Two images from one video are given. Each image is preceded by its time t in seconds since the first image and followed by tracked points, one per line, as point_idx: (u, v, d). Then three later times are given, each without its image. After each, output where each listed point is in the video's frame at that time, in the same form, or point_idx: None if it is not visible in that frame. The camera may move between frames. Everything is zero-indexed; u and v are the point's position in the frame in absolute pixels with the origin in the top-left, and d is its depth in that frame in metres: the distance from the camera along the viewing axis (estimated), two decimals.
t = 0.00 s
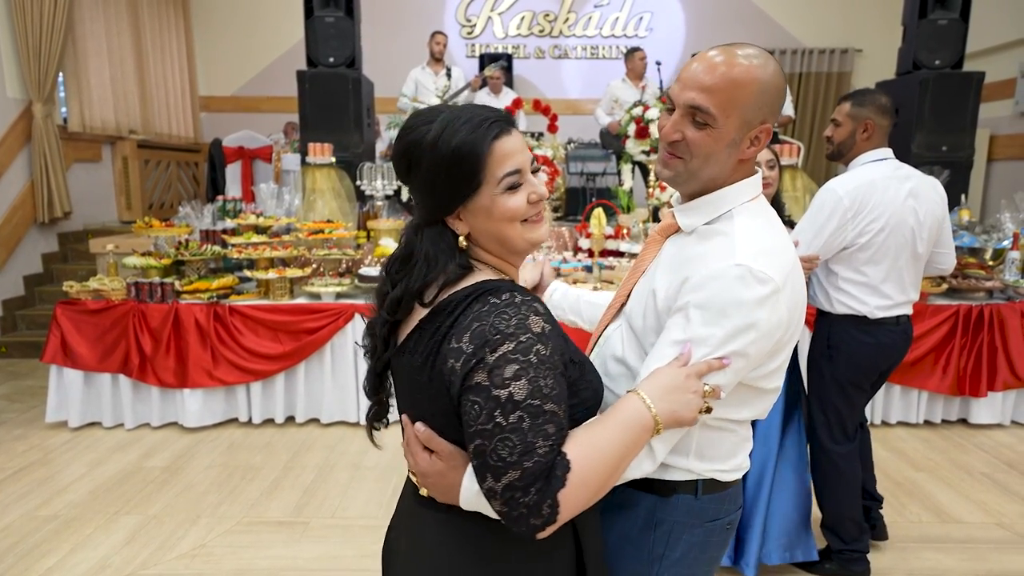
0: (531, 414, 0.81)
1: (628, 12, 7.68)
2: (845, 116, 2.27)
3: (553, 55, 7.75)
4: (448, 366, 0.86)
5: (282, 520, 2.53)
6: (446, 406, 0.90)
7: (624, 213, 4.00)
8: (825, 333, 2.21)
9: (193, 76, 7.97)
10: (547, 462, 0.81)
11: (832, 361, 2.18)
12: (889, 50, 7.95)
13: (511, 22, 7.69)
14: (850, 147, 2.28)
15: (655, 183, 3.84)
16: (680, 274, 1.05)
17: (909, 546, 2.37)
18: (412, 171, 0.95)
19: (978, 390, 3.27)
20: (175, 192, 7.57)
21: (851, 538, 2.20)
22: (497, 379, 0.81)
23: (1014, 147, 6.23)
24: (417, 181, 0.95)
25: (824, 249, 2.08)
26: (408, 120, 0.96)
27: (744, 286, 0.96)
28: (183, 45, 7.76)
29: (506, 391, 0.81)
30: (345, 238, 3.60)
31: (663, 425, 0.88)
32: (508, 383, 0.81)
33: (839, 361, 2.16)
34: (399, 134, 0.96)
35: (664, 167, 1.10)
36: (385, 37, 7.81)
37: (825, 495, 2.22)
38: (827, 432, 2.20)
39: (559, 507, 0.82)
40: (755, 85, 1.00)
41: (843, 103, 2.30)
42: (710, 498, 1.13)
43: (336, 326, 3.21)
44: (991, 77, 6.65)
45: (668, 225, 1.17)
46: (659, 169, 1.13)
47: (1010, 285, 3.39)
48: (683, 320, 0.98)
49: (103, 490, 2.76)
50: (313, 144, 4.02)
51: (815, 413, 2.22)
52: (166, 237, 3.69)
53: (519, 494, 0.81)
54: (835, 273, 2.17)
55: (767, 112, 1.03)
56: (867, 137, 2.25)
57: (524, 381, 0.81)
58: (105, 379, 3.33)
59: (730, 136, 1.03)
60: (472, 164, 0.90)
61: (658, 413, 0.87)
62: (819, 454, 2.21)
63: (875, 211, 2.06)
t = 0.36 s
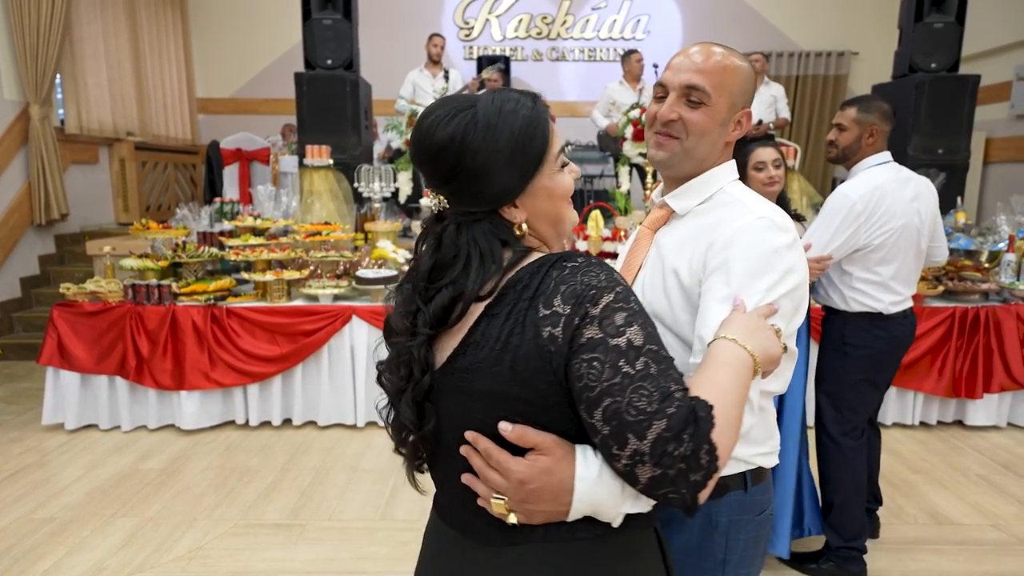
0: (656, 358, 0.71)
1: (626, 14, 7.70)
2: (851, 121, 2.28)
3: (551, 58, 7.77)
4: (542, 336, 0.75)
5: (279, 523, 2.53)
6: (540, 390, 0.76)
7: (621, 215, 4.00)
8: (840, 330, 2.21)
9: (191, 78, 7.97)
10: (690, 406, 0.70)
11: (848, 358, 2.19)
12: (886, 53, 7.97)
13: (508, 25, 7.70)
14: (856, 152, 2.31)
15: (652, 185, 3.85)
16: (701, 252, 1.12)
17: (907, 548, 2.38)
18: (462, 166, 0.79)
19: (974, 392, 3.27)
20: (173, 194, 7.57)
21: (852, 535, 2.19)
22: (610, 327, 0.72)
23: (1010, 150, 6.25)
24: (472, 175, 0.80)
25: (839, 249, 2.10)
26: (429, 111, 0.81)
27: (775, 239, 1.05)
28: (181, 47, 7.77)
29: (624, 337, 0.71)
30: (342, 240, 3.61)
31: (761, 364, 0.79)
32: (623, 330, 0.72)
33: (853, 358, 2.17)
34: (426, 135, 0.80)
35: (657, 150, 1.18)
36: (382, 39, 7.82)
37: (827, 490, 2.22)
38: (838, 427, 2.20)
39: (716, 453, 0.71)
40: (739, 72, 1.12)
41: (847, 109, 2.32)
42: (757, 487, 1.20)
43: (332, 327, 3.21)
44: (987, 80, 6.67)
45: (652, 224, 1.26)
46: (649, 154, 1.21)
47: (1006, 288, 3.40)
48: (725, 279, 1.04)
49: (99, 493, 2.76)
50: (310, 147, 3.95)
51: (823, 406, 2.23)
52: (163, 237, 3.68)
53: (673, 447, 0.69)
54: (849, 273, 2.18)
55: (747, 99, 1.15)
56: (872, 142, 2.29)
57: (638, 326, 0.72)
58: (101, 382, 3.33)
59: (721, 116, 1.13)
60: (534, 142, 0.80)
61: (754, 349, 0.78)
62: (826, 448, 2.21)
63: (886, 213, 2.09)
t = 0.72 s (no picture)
0: (750, 387, 0.73)
1: (623, 14, 7.71)
2: (859, 121, 2.30)
3: (549, 57, 7.77)
4: (633, 359, 0.72)
5: (277, 522, 2.53)
6: (627, 417, 0.74)
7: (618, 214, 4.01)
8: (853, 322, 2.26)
9: (187, 77, 7.96)
10: (785, 438, 0.72)
11: (858, 349, 2.24)
12: (883, 52, 7.99)
13: (506, 24, 7.70)
14: (862, 151, 2.33)
15: (649, 184, 3.86)
16: (728, 258, 1.17)
17: (904, 546, 2.38)
18: (556, 159, 0.75)
19: (969, 390, 3.29)
20: (170, 193, 7.55)
21: (859, 512, 2.27)
22: (709, 353, 0.72)
23: (1006, 149, 6.27)
24: (566, 169, 0.76)
25: (852, 247, 2.17)
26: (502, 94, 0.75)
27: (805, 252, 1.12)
28: (178, 46, 7.75)
29: (721, 364, 0.72)
30: (339, 239, 3.62)
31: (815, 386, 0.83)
32: (720, 356, 0.72)
33: (865, 348, 2.23)
34: (514, 120, 0.73)
35: (675, 156, 1.21)
36: (380, 38, 7.82)
37: (834, 472, 2.28)
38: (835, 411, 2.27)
39: (812, 484, 0.73)
40: (753, 77, 1.17)
41: (853, 109, 2.34)
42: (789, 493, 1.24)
43: (330, 327, 3.21)
44: (983, 79, 6.68)
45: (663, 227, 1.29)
46: (666, 162, 1.24)
47: (1002, 286, 3.41)
48: (767, 288, 1.10)
49: (97, 492, 2.75)
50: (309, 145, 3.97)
51: (824, 391, 2.27)
52: (161, 237, 3.68)
53: (776, 482, 0.71)
54: (862, 268, 2.24)
55: (760, 109, 1.22)
56: (878, 141, 2.32)
57: (731, 351, 0.73)
58: (99, 381, 3.32)
59: (742, 123, 1.18)
60: (606, 138, 0.80)
61: (807, 371, 0.83)
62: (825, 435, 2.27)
63: (898, 209, 2.16)
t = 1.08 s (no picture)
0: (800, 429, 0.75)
1: (620, 10, 7.71)
2: (861, 120, 2.30)
3: (545, 54, 7.76)
4: (720, 400, 0.70)
5: (274, 519, 2.53)
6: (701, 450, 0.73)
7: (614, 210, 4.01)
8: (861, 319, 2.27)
9: (182, 74, 7.92)
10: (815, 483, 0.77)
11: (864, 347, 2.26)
12: (879, 49, 8.00)
13: (502, 20, 7.68)
14: (865, 150, 2.33)
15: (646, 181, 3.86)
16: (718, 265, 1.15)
17: (900, 542, 2.40)
18: (659, 145, 0.74)
19: (965, 387, 3.30)
20: (165, 190, 7.52)
21: (868, 511, 2.28)
22: (782, 400, 0.72)
23: (1001, 147, 6.29)
24: (666, 155, 0.75)
25: (862, 245, 2.14)
26: (608, 81, 0.72)
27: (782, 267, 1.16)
28: (173, 42, 7.71)
29: (788, 411, 0.73)
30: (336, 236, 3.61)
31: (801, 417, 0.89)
32: (789, 403, 0.73)
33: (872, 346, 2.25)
34: (632, 105, 0.71)
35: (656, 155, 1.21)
36: (376, 34, 7.79)
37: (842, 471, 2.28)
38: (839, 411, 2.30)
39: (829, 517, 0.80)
40: (740, 71, 1.16)
41: (853, 108, 2.34)
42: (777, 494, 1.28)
43: (328, 324, 3.21)
44: (979, 77, 6.70)
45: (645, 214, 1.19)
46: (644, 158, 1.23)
47: (997, 284, 3.43)
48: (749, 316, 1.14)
49: (92, 490, 2.74)
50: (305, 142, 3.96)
51: (830, 389, 2.31)
52: (156, 234, 3.65)
53: (809, 520, 0.77)
54: (870, 266, 2.23)
55: (742, 103, 1.20)
56: (880, 139, 2.33)
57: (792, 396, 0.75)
58: (94, 378, 3.31)
59: (725, 121, 1.16)
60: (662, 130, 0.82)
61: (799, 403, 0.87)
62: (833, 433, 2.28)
63: (906, 206, 2.17)
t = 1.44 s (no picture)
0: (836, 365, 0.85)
1: (616, 13, 7.72)
2: (868, 116, 2.33)
3: (541, 56, 7.77)
4: (793, 352, 0.77)
5: (271, 522, 2.52)
6: (784, 406, 0.78)
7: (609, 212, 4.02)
8: (874, 326, 2.26)
9: (177, 76, 7.90)
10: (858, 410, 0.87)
11: (881, 356, 2.25)
12: (873, 51, 8.04)
13: (498, 23, 7.69)
14: (871, 147, 2.35)
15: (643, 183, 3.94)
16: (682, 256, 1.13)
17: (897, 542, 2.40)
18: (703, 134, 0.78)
19: (960, 387, 3.31)
20: (160, 192, 7.49)
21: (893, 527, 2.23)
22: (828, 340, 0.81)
23: (994, 149, 6.33)
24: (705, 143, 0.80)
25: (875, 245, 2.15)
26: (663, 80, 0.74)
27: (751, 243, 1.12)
28: (168, 44, 7.70)
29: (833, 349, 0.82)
30: (332, 238, 3.60)
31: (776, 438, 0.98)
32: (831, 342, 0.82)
33: (888, 354, 2.24)
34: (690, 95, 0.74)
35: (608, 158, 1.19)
36: (372, 36, 7.79)
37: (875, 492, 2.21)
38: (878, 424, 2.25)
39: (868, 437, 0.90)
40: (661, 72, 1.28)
41: (861, 105, 2.38)
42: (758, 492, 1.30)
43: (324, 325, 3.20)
44: (972, 79, 6.74)
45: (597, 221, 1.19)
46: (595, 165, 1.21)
47: (991, 285, 3.45)
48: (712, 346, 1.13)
49: (88, 493, 2.73)
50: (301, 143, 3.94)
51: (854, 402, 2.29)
52: (151, 236, 3.63)
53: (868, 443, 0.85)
54: (881, 268, 2.24)
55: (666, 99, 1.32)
56: (887, 138, 2.35)
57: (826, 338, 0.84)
58: (89, 381, 3.30)
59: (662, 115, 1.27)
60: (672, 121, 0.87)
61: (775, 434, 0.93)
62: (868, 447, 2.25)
63: (918, 206, 2.19)
